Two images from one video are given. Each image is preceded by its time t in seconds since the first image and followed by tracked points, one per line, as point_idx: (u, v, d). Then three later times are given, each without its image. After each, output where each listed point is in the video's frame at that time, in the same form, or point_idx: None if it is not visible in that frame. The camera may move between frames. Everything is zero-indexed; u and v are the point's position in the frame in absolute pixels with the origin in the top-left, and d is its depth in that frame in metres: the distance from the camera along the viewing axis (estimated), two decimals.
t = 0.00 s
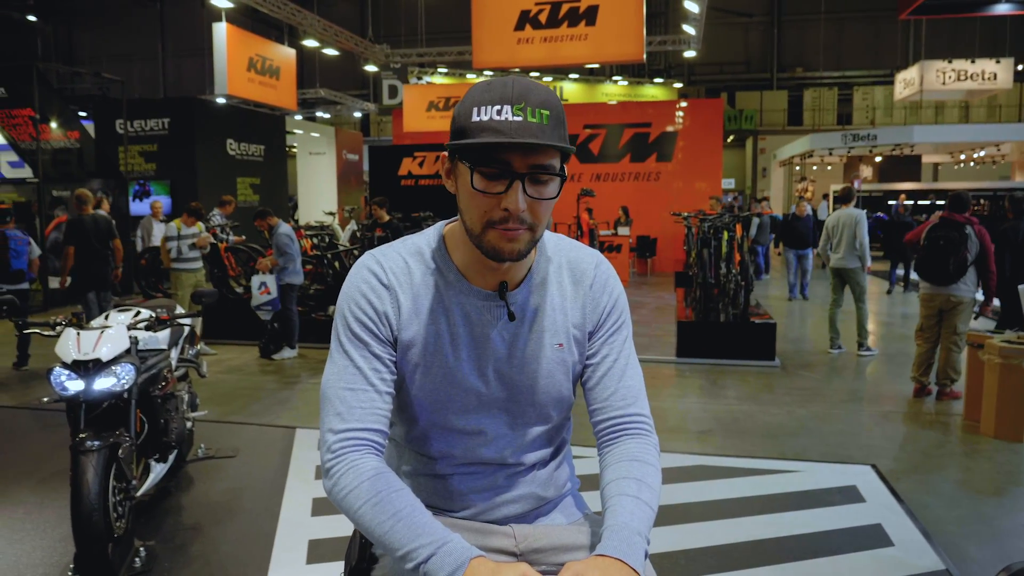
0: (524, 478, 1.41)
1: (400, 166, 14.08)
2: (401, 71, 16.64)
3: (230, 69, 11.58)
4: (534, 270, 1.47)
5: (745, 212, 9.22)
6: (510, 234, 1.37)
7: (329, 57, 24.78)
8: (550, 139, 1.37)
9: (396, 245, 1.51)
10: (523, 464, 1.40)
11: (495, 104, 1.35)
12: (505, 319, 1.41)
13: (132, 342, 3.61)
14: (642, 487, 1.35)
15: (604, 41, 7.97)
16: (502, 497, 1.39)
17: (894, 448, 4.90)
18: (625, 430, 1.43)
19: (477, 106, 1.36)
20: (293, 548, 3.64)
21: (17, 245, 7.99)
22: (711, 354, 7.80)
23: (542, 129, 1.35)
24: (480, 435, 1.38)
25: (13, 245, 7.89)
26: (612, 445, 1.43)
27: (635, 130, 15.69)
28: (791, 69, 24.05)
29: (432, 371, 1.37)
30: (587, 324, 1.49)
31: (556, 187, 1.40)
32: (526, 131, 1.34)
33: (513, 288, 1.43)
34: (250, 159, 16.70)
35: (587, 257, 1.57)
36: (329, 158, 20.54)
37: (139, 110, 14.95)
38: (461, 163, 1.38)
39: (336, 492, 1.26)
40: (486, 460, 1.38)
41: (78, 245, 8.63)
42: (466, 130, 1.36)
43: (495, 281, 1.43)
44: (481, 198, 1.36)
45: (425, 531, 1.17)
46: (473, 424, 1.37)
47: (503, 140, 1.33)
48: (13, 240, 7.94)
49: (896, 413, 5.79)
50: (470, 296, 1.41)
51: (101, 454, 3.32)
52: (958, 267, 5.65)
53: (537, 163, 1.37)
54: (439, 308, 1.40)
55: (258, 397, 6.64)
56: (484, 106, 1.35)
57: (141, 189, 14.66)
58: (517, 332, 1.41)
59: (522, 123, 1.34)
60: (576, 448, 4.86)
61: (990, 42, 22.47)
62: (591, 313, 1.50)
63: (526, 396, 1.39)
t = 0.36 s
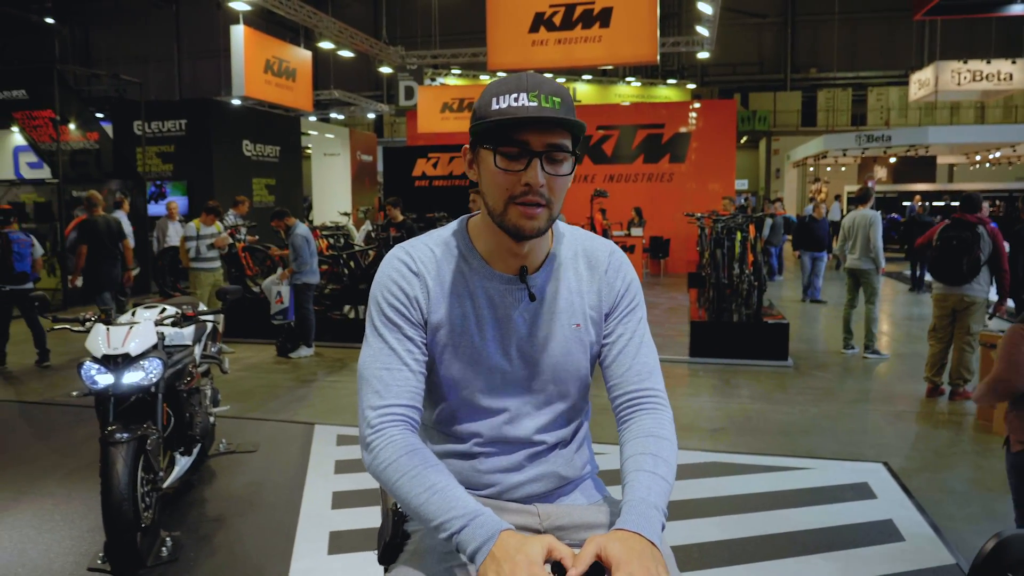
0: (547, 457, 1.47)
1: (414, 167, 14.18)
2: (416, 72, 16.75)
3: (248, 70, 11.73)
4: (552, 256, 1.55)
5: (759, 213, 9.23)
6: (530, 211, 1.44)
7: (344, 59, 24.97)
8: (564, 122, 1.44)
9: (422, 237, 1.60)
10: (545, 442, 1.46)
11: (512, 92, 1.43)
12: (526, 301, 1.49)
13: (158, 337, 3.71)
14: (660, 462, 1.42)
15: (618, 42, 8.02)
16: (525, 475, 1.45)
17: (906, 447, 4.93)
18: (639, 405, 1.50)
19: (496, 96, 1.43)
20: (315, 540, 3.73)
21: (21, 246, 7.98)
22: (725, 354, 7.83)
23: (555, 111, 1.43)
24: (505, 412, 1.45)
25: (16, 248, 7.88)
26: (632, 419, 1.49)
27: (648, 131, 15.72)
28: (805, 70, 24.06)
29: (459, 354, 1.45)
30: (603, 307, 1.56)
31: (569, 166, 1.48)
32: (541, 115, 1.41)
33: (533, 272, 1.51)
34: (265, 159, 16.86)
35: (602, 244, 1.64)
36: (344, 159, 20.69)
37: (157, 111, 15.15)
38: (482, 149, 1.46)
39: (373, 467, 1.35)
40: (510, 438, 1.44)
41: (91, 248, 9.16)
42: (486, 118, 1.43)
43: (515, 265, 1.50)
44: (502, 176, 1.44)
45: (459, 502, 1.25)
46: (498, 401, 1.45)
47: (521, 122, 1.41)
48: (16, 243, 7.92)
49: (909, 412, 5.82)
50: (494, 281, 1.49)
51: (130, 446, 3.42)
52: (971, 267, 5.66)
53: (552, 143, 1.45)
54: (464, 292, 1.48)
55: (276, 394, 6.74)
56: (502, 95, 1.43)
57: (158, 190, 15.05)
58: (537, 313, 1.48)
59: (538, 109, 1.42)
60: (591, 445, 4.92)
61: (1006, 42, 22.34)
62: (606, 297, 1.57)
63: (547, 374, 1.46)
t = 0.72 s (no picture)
0: (567, 428, 1.56)
1: (423, 168, 14.29)
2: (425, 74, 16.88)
3: (260, 72, 11.87)
4: (565, 235, 1.67)
5: (766, 214, 9.32)
6: (537, 176, 1.58)
7: (353, 60, 25.12)
8: (562, 98, 1.59)
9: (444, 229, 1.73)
10: (564, 409, 1.55)
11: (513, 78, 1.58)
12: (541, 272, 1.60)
13: (183, 331, 3.84)
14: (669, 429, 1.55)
15: (627, 45, 8.11)
16: (546, 442, 1.54)
17: (910, 443, 5.02)
18: (651, 377, 1.63)
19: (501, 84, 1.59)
20: (334, 528, 3.84)
21: (21, 245, 8.01)
22: (732, 353, 7.91)
23: (552, 86, 1.57)
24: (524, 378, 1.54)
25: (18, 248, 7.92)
26: (645, 396, 1.61)
27: (656, 132, 15.84)
28: (813, 71, 23.97)
29: (481, 321, 1.55)
30: (613, 282, 1.68)
31: (569, 137, 1.61)
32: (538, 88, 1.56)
33: (545, 245, 1.63)
34: (275, 160, 17.01)
35: (609, 230, 1.76)
36: (353, 160, 20.85)
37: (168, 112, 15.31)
38: (492, 129, 1.60)
39: (402, 432, 1.48)
40: (531, 402, 1.54)
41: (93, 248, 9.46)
42: (494, 101, 1.58)
43: (529, 237, 1.63)
44: (511, 146, 1.58)
45: (478, 470, 1.36)
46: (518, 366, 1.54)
47: (523, 96, 1.56)
48: (17, 242, 7.96)
49: (914, 409, 5.90)
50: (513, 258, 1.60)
51: (156, 435, 3.54)
52: (975, 267, 5.73)
53: (550, 114, 1.59)
54: (483, 267, 1.59)
55: (290, 390, 6.86)
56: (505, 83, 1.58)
57: (168, 192, 15.14)
58: (552, 281, 1.59)
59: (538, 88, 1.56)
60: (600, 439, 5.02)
61: (1015, 43, 22.31)
62: (615, 273, 1.69)
63: (563, 339, 1.56)
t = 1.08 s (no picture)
0: (569, 409, 1.66)
1: (426, 169, 14.37)
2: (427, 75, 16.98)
3: (264, 74, 11.98)
4: (566, 232, 1.76)
5: (766, 214, 9.40)
6: (542, 182, 1.66)
7: (356, 61, 25.24)
8: (568, 109, 1.65)
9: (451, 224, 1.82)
10: (565, 393, 1.65)
11: (520, 88, 1.63)
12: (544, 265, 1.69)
13: (195, 326, 3.94)
14: (653, 417, 1.71)
15: (627, 47, 8.21)
16: (550, 424, 1.64)
17: (906, 438, 5.11)
18: (646, 368, 1.79)
19: (508, 93, 1.64)
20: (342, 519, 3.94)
21: (21, 244, 8.09)
22: (732, 352, 8.01)
23: (557, 98, 1.62)
24: (528, 363, 1.63)
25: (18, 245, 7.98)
26: (637, 382, 1.78)
27: (657, 133, 15.93)
28: (814, 73, 24.13)
29: (487, 312, 1.63)
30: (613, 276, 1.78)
31: (571, 144, 1.67)
32: (544, 103, 1.61)
33: (548, 240, 1.73)
34: (279, 161, 17.12)
35: (610, 226, 1.85)
36: (355, 161, 20.95)
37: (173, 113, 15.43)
38: (500, 136, 1.67)
39: (412, 418, 1.59)
40: (535, 387, 1.63)
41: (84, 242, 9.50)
42: (501, 110, 1.64)
43: (532, 232, 1.72)
44: (517, 156, 1.65)
45: (469, 453, 1.49)
46: (523, 353, 1.63)
47: (531, 110, 1.61)
48: (16, 241, 8.05)
49: (911, 406, 6.00)
50: (517, 251, 1.69)
51: (169, 428, 3.63)
52: (968, 265, 5.85)
53: (555, 124, 1.64)
54: (489, 261, 1.68)
55: (295, 387, 6.96)
56: (514, 92, 1.63)
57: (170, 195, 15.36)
58: (555, 274, 1.68)
59: (541, 100, 1.62)
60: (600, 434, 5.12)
61: (1015, 45, 22.38)
62: (615, 267, 1.79)
63: (566, 330, 1.65)
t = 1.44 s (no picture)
0: (565, 397, 1.71)
1: (425, 168, 14.40)
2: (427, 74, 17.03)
3: (264, 73, 12.03)
4: (564, 226, 1.81)
5: (764, 211, 9.45)
6: (540, 183, 1.67)
7: (356, 60, 25.30)
8: (566, 112, 1.64)
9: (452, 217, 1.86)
10: (561, 381, 1.70)
11: (521, 90, 1.62)
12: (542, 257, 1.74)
13: (198, 321, 4.00)
14: (649, 404, 1.75)
15: (626, 46, 8.26)
16: (547, 410, 1.69)
17: (901, 433, 5.17)
18: (641, 356, 1.84)
19: (509, 94, 1.64)
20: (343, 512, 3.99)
21: (15, 241, 8.15)
22: (730, 349, 8.06)
23: (557, 100, 1.62)
24: (526, 353, 1.68)
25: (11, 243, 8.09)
26: (631, 372, 1.83)
27: (657, 132, 15.97)
28: (813, 72, 24.20)
29: (486, 303, 1.68)
30: (609, 269, 1.83)
31: (572, 147, 1.67)
32: (547, 108, 1.61)
33: (547, 234, 1.77)
34: (279, 160, 17.16)
35: (606, 220, 1.90)
36: (355, 160, 20.99)
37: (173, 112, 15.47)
38: (501, 137, 1.67)
39: (413, 406, 1.64)
40: (534, 375, 1.68)
41: (64, 242, 9.37)
42: (502, 112, 1.64)
43: (531, 226, 1.76)
44: (517, 158, 1.66)
45: (468, 438, 1.54)
46: (521, 343, 1.68)
47: (531, 114, 1.61)
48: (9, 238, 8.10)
49: (906, 401, 6.06)
50: (516, 244, 1.74)
51: (173, 421, 3.69)
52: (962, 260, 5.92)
53: (555, 129, 1.64)
54: (491, 252, 1.73)
55: (296, 384, 7.02)
56: (514, 94, 1.63)
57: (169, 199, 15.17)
58: (552, 267, 1.73)
59: (543, 104, 1.62)
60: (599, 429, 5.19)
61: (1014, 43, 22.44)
62: (611, 259, 1.84)
63: (563, 319, 1.70)
